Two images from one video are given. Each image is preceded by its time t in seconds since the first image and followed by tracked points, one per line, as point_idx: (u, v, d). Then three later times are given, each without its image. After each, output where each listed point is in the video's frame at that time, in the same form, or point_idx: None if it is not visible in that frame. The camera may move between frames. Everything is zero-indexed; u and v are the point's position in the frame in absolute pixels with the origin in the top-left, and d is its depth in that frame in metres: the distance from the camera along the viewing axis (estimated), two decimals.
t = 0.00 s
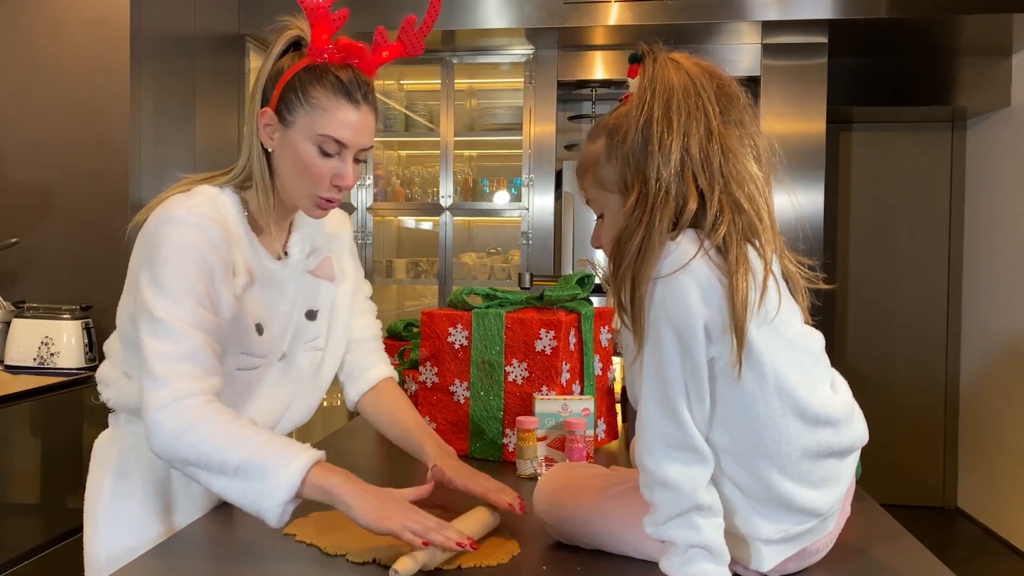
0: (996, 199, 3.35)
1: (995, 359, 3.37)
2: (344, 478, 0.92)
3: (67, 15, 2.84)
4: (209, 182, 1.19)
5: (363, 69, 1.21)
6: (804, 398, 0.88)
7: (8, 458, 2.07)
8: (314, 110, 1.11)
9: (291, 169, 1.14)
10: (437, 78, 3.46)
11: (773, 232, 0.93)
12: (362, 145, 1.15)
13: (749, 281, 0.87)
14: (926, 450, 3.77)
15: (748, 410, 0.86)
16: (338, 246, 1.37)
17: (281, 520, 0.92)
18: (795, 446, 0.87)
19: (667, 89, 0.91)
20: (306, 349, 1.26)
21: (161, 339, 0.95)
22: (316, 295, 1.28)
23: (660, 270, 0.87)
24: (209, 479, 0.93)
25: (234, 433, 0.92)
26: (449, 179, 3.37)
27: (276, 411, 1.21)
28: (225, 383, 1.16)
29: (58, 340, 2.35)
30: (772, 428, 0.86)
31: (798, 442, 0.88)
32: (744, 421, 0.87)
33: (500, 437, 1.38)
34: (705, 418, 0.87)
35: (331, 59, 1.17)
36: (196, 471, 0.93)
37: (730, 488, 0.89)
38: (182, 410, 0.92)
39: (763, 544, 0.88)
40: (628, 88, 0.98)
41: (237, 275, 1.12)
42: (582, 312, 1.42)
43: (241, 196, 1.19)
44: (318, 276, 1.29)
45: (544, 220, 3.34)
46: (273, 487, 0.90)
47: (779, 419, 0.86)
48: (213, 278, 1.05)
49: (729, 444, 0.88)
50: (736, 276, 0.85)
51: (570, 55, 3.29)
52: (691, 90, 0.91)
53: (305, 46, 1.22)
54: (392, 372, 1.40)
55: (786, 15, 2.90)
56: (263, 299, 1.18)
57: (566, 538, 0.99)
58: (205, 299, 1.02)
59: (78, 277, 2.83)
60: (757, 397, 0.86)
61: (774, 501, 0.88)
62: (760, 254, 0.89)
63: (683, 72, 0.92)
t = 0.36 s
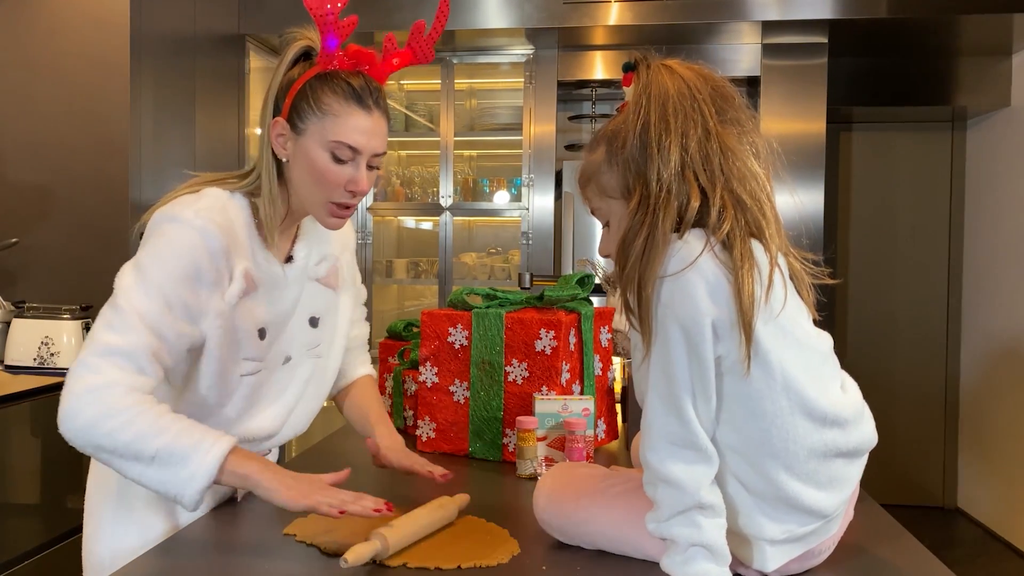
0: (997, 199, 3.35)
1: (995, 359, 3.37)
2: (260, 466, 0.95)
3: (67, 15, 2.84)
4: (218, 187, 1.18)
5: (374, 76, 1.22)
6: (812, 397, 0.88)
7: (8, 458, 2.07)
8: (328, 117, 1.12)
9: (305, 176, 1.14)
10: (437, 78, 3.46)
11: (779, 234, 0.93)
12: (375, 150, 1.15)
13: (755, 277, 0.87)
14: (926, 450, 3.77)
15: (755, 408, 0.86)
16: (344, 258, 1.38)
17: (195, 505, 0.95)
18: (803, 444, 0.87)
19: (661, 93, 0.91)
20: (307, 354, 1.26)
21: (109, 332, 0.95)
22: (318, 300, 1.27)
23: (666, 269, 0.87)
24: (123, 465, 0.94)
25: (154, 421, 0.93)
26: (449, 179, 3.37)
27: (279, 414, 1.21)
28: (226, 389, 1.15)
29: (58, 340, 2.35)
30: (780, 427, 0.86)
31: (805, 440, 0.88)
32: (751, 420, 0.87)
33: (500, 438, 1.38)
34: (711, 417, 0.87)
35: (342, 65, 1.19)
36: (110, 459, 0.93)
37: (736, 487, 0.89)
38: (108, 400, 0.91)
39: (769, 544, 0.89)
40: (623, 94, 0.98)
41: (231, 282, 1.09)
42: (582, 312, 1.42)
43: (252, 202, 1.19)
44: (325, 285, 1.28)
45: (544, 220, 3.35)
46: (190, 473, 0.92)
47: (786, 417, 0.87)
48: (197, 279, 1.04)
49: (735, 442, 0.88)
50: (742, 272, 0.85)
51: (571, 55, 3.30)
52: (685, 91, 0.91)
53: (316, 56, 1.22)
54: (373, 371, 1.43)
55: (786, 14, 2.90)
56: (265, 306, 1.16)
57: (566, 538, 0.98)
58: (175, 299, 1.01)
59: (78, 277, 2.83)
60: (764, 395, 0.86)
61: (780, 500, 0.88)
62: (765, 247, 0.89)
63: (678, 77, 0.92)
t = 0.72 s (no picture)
0: (997, 199, 3.35)
1: (996, 359, 3.37)
2: (233, 467, 0.97)
3: (67, 15, 2.84)
4: (197, 177, 1.18)
5: (350, 66, 1.21)
6: (820, 396, 0.88)
7: (8, 458, 2.07)
8: (305, 106, 1.11)
9: (280, 166, 1.13)
10: (437, 78, 3.46)
11: (788, 238, 0.93)
12: (350, 140, 1.15)
13: (764, 277, 0.87)
14: (926, 450, 3.77)
15: (763, 406, 0.87)
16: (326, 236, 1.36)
17: (171, 500, 0.97)
18: (811, 444, 0.87)
19: (674, 93, 0.91)
20: (296, 343, 1.26)
21: (92, 331, 0.95)
22: (305, 289, 1.28)
23: (674, 268, 0.87)
24: (105, 460, 0.94)
25: (134, 420, 0.93)
26: (449, 179, 3.37)
27: (273, 402, 1.22)
28: (221, 378, 1.15)
29: (58, 340, 2.35)
30: (788, 425, 0.87)
31: (813, 440, 0.88)
32: (758, 418, 0.87)
33: (500, 438, 1.38)
34: (718, 415, 0.87)
35: (318, 56, 1.17)
36: (91, 453, 0.94)
37: (742, 486, 0.89)
38: (89, 398, 0.92)
39: (774, 544, 0.88)
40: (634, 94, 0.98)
41: (215, 272, 1.10)
42: (582, 313, 1.42)
43: (229, 191, 1.18)
44: (309, 272, 1.28)
45: (544, 219, 3.35)
46: (165, 473, 0.94)
47: (795, 416, 0.87)
48: (183, 271, 1.05)
49: (741, 440, 0.88)
50: (750, 274, 0.85)
51: (571, 55, 3.30)
52: (697, 92, 0.91)
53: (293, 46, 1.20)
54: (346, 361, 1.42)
55: (786, 15, 2.90)
56: (252, 293, 1.17)
57: (567, 537, 0.98)
58: (159, 293, 1.01)
59: (77, 277, 2.83)
60: (773, 393, 0.86)
61: (786, 500, 0.88)
62: (773, 247, 0.89)
63: (688, 77, 0.92)
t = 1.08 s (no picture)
0: (997, 199, 3.35)
1: (996, 359, 3.36)
2: (202, 476, 0.96)
3: (67, 15, 2.84)
4: (166, 172, 1.18)
5: (330, 70, 1.20)
6: (816, 395, 0.88)
7: (8, 458, 2.07)
8: (282, 105, 1.11)
9: (255, 163, 1.13)
10: (437, 78, 3.46)
11: (789, 251, 0.93)
12: (326, 142, 1.14)
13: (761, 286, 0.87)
14: (926, 450, 3.77)
15: (761, 404, 0.87)
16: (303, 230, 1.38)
17: (148, 504, 0.99)
18: (809, 443, 0.87)
19: (691, 91, 0.90)
20: (279, 332, 1.25)
21: (70, 332, 0.97)
22: (287, 281, 1.28)
23: (670, 270, 0.88)
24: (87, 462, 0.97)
25: (113, 425, 0.95)
26: (449, 179, 3.37)
27: (259, 393, 1.20)
28: (202, 369, 1.14)
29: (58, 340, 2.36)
30: (786, 424, 0.86)
31: (811, 439, 0.87)
32: (756, 418, 0.87)
33: (500, 438, 1.38)
34: (714, 414, 0.87)
35: (299, 58, 1.17)
36: (73, 454, 0.97)
37: (740, 486, 0.89)
38: (73, 400, 0.94)
39: (772, 544, 0.88)
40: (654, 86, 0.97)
41: (187, 261, 1.09)
42: (582, 312, 1.42)
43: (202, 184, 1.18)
44: (288, 265, 1.29)
45: (544, 219, 3.35)
46: (140, 479, 0.95)
47: (791, 415, 0.86)
48: (156, 263, 1.04)
49: (738, 440, 0.88)
50: (746, 281, 0.85)
51: (571, 55, 3.30)
52: (714, 94, 0.90)
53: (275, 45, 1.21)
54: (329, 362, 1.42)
55: (786, 15, 2.90)
56: (225, 280, 1.16)
57: (567, 538, 0.98)
58: (137, 291, 1.02)
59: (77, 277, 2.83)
60: (769, 392, 0.86)
61: (784, 499, 0.88)
62: (771, 263, 0.89)
63: (708, 77, 0.91)
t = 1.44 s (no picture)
0: (997, 199, 3.35)
1: (996, 359, 3.37)
2: (250, 482, 0.95)
3: (67, 15, 2.83)
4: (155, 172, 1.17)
5: (308, 60, 1.22)
6: (812, 394, 0.88)
7: (8, 458, 2.07)
8: (262, 95, 1.11)
9: (236, 155, 1.13)
10: (437, 78, 3.46)
11: (790, 266, 0.93)
12: (306, 131, 1.14)
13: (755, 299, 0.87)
14: (926, 450, 3.77)
15: (756, 402, 0.87)
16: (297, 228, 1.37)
17: (198, 514, 0.98)
18: (805, 441, 0.87)
19: (706, 97, 0.89)
20: (269, 331, 1.25)
21: (92, 336, 0.98)
22: (276, 278, 1.28)
23: (666, 275, 0.88)
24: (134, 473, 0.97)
25: (153, 431, 0.96)
26: (449, 179, 3.37)
27: (250, 392, 1.20)
28: (194, 367, 1.14)
29: (58, 340, 2.36)
30: (781, 422, 0.87)
31: (807, 437, 0.88)
32: (752, 417, 0.87)
33: (500, 438, 1.38)
34: (710, 412, 0.87)
35: (277, 49, 1.18)
36: (121, 465, 0.97)
37: (738, 485, 0.89)
38: (116, 410, 0.95)
39: (771, 543, 0.88)
40: (668, 84, 0.95)
41: (178, 258, 1.11)
42: (582, 312, 1.42)
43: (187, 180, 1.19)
44: (277, 263, 1.29)
45: (544, 219, 3.35)
46: (188, 488, 0.94)
47: (786, 412, 0.87)
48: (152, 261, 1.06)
49: (734, 438, 0.88)
50: (743, 290, 0.85)
51: (571, 55, 3.30)
52: (729, 103, 0.89)
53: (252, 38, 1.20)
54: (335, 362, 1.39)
55: (786, 15, 2.90)
56: (216, 277, 1.17)
57: (567, 538, 0.98)
58: (140, 287, 1.03)
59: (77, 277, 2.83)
60: (764, 390, 0.86)
61: (782, 498, 0.88)
62: (771, 275, 0.89)
63: (726, 82, 0.91)
